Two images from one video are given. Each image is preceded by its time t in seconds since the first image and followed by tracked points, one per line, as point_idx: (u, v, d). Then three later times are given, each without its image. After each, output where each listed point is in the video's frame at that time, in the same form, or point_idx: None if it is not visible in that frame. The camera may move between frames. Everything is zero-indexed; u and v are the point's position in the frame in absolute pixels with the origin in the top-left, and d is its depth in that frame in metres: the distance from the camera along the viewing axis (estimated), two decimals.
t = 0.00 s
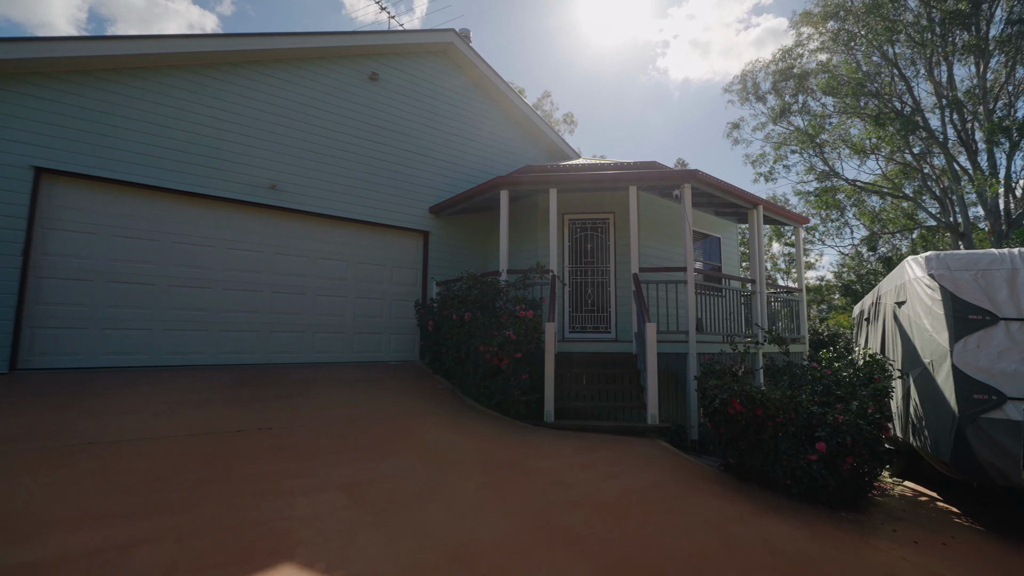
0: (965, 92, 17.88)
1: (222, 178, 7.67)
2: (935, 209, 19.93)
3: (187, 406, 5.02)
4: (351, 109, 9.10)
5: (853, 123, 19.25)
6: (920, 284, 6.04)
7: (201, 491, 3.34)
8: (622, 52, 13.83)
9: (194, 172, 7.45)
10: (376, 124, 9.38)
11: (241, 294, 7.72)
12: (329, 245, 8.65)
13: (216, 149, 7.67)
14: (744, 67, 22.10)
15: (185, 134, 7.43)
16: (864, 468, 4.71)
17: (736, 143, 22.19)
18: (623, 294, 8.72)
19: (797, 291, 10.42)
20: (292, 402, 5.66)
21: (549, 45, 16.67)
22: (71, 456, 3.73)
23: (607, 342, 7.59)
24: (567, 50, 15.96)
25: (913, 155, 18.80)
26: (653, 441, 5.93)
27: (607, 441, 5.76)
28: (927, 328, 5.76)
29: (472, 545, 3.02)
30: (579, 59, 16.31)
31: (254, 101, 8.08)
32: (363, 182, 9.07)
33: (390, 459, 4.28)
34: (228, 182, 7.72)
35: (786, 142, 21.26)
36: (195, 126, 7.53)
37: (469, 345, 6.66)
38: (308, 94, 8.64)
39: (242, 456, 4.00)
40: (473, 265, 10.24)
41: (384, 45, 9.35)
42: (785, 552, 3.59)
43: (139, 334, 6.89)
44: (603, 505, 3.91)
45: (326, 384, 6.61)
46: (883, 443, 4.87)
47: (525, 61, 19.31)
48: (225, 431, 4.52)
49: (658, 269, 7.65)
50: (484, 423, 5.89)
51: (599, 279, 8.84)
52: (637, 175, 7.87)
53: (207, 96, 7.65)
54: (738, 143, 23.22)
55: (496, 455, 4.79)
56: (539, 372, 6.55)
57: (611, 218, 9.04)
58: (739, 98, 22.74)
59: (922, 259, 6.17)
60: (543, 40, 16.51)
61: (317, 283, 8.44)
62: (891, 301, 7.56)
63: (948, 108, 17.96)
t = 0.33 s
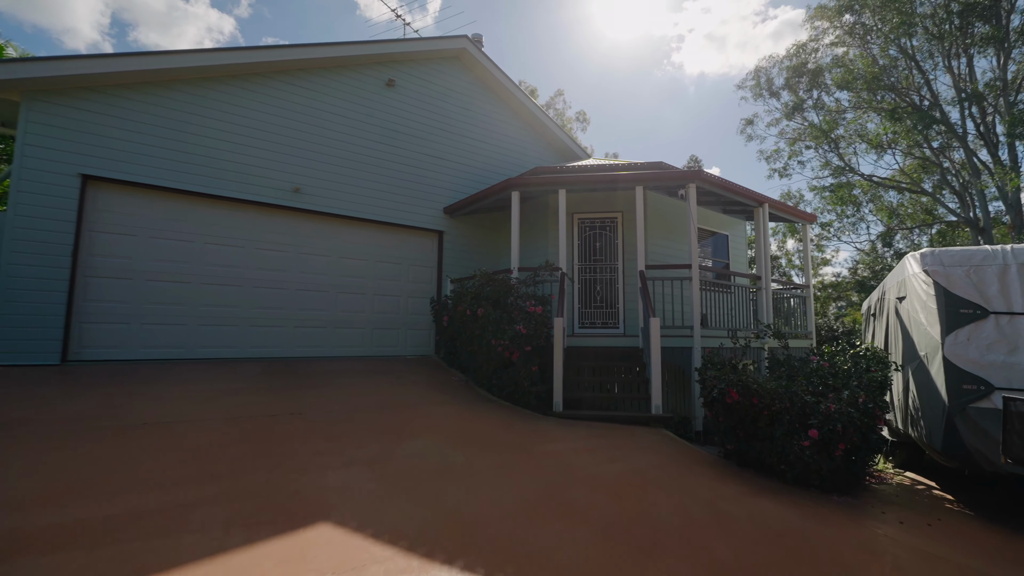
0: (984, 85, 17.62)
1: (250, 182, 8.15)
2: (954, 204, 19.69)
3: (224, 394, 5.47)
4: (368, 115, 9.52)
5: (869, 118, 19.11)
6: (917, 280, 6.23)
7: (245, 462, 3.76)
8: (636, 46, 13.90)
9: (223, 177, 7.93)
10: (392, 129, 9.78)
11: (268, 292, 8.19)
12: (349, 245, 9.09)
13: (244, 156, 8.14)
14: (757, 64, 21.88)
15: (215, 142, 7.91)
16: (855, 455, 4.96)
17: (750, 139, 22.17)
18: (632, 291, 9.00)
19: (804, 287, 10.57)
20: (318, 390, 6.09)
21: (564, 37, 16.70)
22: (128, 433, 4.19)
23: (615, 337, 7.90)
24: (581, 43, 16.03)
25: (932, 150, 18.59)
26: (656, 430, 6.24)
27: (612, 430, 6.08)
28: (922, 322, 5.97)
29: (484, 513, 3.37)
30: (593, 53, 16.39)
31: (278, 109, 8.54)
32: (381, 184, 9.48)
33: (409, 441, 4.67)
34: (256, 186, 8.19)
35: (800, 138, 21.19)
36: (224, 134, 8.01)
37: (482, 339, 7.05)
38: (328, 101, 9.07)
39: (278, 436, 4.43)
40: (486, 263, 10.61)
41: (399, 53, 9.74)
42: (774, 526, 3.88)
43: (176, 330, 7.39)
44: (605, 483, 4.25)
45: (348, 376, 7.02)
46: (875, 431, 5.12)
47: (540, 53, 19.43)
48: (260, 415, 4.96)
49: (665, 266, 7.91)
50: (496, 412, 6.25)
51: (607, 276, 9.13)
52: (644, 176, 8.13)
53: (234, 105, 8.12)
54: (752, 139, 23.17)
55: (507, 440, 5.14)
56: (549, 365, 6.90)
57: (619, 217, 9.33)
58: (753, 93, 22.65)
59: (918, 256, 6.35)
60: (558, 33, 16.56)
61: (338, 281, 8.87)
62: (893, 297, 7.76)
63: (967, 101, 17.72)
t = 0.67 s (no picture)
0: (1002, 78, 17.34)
1: (273, 186, 8.59)
2: (972, 198, 19.43)
3: (254, 384, 5.90)
4: (383, 120, 9.90)
5: (883, 112, 18.96)
6: (913, 277, 6.42)
7: (279, 443, 4.16)
8: (648, 41, 13.92)
9: (248, 182, 8.38)
10: (406, 133, 10.16)
11: (291, 289, 8.63)
12: (366, 245, 9.50)
13: (267, 161, 8.59)
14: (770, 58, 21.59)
15: (240, 149, 8.36)
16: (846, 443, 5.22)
17: (763, 135, 22.11)
18: (638, 288, 9.27)
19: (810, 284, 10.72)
20: (339, 381, 6.50)
21: (576, 32, 16.71)
22: (173, 416, 4.63)
23: (621, 332, 8.20)
24: (593, 40, 16.12)
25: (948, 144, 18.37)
26: (659, 421, 6.53)
27: (617, 420, 6.39)
28: (917, 318, 6.17)
29: (494, 489, 3.73)
30: (606, 48, 16.40)
31: (298, 116, 8.96)
32: (396, 187, 9.87)
33: (425, 427, 5.04)
34: (278, 190, 8.63)
35: (812, 133, 21.08)
36: (248, 141, 8.45)
37: (493, 334, 7.42)
38: (345, 107, 9.47)
39: (306, 421, 4.83)
40: (497, 261, 10.96)
41: (412, 59, 10.10)
42: (764, 506, 4.17)
43: (206, 325, 7.87)
44: (606, 466, 4.58)
45: (367, 368, 7.42)
46: (866, 421, 5.38)
47: (553, 47, 19.55)
48: (289, 403, 5.37)
49: (669, 264, 8.15)
50: (506, 403, 6.61)
51: (614, 274, 9.42)
52: (648, 177, 8.37)
53: (258, 114, 8.56)
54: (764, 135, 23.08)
55: (516, 427, 5.49)
56: (556, 358, 7.23)
57: (625, 217, 9.60)
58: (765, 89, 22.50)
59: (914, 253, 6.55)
60: (570, 29, 16.60)
61: (356, 280, 9.28)
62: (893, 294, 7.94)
63: (984, 94, 17.45)
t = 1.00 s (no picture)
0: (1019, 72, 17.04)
1: (290, 188, 9.01)
2: (987, 193, 19.17)
3: (277, 374, 6.33)
4: (395, 123, 10.27)
5: (896, 107, 18.77)
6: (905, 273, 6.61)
7: (304, 425, 4.58)
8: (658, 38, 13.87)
9: (268, 185, 8.82)
10: (418, 135, 10.54)
11: (309, 287, 9.05)
12: (380, 244, 9.90)
13: (285, 164, 9.01)
14: (779, 55, 20.99)
15: (259, 153, 8.80)
16: (835, 432, 5.49)
17: (773, 131, 21.98)
18: (641, 285, 9.54)
19: (812, 280, 10.89)
20: (356, 372, 6.91)
21: (586, 30, 16.83)
22: (207, 401, 5.06)
23: (625, 327, 8.50)
24: (604, 37, 16.23)
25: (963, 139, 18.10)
26: (659, 411, 6.86)
27: (618, 410, 6.72)
28: (908, 312, 6.37)
29: (498, 466, 4.09)
30: (615, 45, 16.45)
31: (314, 121, 9.37)
32: (408, 187, 10.24)
33: (437, 414, 5.43)
34: (296, 192, 9.06)
35: (823, 129, 20.91)
36: (267, 146, 8.88)
37: (500, 328, 7.78)
38: (358, 111, 9.86)
39: (328, 406, 5.25)
40: (506, 259, 11.30)
41: (423, 64, 10.46)
42: (751, 486, 4.49)
43: (230, 320, 8.33)
44: (604, 450, 4.90)
45: (381, 361, 7.81)
46: (854, 411, 5.66)
47: (563, 44, 19.61)
48: (311, 391, 5.79)
49: (671, 261, 8.42)
50: (513, 393, 6.97)
51: (618, 271, 9.71)
52: (652, 177, 8.62)
53: (276, 120, 8.99)
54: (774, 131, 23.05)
55: (521, 415, 5.85)
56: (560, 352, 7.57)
57: (630, 215, 9.88)
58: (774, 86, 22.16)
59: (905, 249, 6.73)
60: (579, 25, 16.57)
61: (370, 277, 9.69)
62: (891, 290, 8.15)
63: (1000, 88, 17.17)
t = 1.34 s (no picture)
0: None
1: (306, 191, 9.42)
2: (1001, 188, 18.86)
3: (296, 367, 6.74)
4: (406, 126, 10.64)
5: (908, 102, 18.51)
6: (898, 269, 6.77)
7: (324, 411, 4.97)
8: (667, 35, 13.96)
9: (285, 188, 9.24)
10: (428, 138, 10.91)
11: (324, 284, 9.47)
12: (391, 243, 10.30)
13: (301, 168, 9.43)
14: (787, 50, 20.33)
15: (276, 158, 9.21)
16: (823, 421, 5.75)
17: (782, 128, 21.80)
18: (644, 282, 9.81)
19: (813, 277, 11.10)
20: (370, 365, 7.31)
21: (596, 28, 16.95)
22: (234, 389, 5.48)
23: (627, 322, 8.79)
24: (613, 35, 16.35)
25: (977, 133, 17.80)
26: (658, 402, 7.18)
27: (619, 401, 7.05)
28: (899, 307, 6.57)
29: (501, 449, 4.45)
30: (623, 42, 16.53)
31: (328, 125, 9.77)
32: (418, 188, 10.62)
33: (446, 402, 5.80)
34: (312, 194, 9.48)
35: (833, 125, 20.38)
36: (283, 150, 9.29)
37: (506, 324, 8.14)
38: (371, 115, 10.25)
39: (345, 395, 5.64)
40: (513, 257, 11.64)
41: (432, 69, 10.82)
42: (738, 469, 4.81)
43: (250, 316, 8.77)
44: (602, 436, 5.25)
45: (393, 355, 8.20)
46: (843, 402, 5.91)
47: (571, 42, 19.68)
48: (329, 381, 6.20)
49: (671, 259, 8.69)
50: (519, 385, 7.32)
51: (622, 268, 9.98)
52: (653, 178, 8.87)
53: (292, 125, 9.40)
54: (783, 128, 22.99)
55: (525, 404, 6.21)
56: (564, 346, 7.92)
57: (633, 214, 10.16)
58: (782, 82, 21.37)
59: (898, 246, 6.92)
60: (587, 24, 16.64)
61: (382, 275, 10.09)
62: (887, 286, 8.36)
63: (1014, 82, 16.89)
